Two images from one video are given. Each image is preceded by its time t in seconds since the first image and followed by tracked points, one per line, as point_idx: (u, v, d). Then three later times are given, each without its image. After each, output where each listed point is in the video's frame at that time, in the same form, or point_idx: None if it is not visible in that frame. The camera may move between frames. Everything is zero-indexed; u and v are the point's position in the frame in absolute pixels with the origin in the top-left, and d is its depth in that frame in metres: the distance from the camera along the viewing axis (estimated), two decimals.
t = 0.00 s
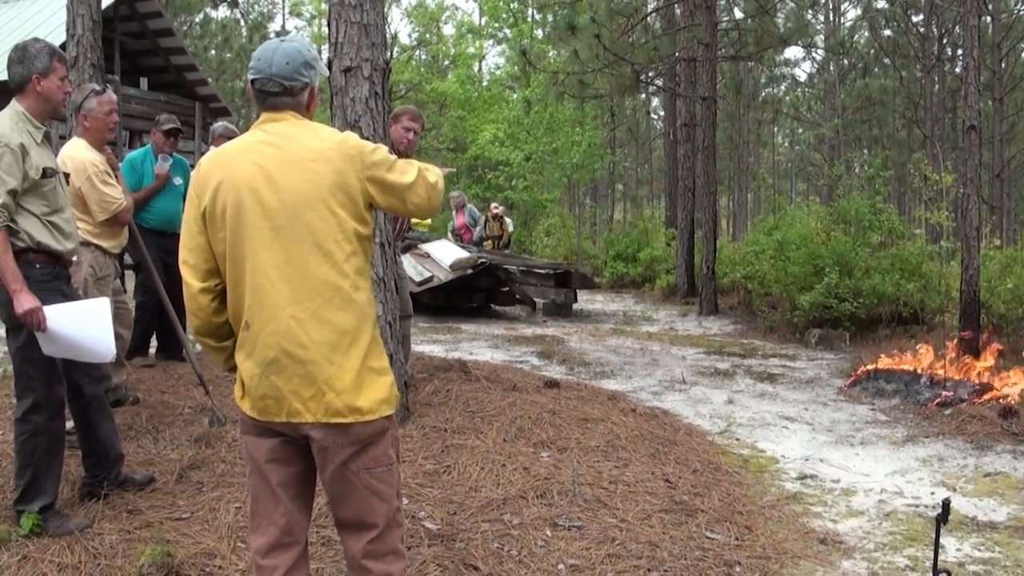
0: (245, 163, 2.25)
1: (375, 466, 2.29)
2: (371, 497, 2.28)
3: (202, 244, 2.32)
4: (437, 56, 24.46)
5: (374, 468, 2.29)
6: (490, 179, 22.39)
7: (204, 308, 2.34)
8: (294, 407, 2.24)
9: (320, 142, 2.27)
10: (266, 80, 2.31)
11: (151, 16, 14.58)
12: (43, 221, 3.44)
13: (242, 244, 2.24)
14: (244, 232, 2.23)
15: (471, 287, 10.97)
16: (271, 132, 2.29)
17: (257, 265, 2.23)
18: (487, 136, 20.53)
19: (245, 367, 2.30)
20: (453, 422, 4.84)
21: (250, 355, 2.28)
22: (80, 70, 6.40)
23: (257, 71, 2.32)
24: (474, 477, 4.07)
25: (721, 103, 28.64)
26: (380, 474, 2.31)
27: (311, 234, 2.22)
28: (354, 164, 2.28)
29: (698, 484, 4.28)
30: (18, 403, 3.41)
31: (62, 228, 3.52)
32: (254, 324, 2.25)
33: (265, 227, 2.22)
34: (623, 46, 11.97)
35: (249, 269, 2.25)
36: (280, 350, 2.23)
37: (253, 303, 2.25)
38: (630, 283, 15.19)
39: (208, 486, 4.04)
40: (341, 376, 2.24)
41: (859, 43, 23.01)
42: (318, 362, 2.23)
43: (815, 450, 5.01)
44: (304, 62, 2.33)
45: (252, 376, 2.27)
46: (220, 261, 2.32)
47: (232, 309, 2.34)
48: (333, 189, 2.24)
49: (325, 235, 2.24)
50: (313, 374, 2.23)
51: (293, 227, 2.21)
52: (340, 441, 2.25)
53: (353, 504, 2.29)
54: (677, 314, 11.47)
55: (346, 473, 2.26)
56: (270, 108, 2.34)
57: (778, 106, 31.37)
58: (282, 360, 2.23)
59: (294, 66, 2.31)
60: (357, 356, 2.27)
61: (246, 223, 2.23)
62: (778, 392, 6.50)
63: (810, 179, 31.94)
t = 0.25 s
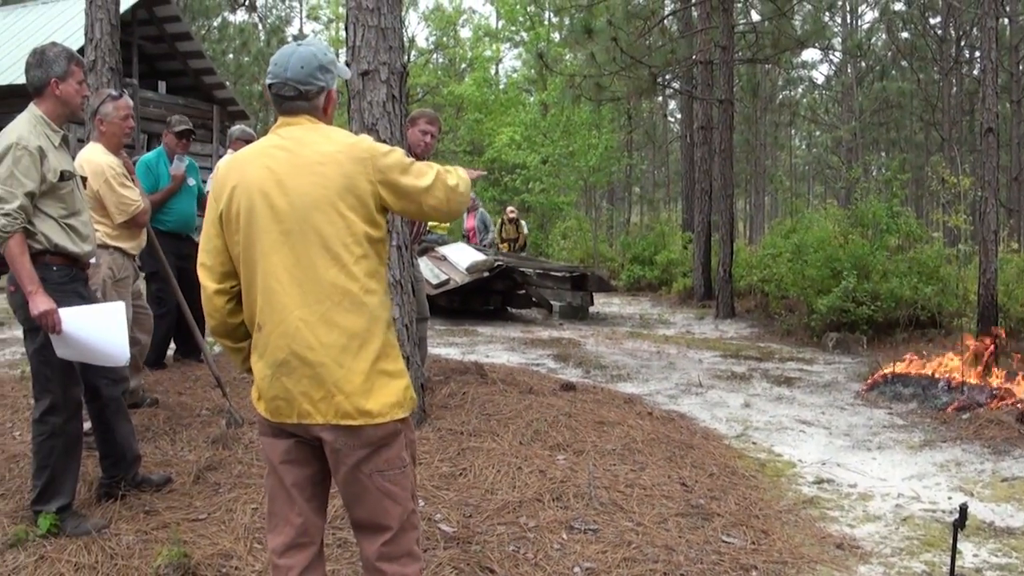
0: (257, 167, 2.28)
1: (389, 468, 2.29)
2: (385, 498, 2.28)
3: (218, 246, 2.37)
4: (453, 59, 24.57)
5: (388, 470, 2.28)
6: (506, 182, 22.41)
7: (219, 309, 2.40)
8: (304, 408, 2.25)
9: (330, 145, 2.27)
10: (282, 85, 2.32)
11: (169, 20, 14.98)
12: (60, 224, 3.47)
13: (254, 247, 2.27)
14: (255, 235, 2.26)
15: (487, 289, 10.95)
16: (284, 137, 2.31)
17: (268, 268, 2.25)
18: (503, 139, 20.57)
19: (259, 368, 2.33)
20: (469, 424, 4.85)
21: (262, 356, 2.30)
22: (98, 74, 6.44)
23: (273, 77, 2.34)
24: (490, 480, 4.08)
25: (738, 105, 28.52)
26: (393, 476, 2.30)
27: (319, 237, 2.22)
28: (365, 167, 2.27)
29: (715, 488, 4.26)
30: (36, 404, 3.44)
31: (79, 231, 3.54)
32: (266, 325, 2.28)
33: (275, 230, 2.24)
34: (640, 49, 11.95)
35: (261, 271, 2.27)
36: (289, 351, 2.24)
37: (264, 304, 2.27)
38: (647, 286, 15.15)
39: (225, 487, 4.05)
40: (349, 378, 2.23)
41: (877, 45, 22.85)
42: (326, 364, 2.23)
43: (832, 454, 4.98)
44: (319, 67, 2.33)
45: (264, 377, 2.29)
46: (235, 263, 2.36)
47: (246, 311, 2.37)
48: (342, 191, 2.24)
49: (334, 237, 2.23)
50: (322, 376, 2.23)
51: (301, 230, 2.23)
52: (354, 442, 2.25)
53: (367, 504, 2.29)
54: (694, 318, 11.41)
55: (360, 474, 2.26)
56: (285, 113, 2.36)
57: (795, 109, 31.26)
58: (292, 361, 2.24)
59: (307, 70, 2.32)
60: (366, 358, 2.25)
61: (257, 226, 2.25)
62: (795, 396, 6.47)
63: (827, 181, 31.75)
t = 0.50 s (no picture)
0: (272, 167, 2.30)
1: (409, 462, 2.33)
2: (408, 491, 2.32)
3: (234, 245, 2.40)
4: (468, 62, 24.65)
5: (409, 464, 2.32)
6: (519, 185, 22.43)
7: (236, 308, 2.43)
8: (312, 407, 2.25)
9: (345, 146, 2.29)
10: (309, 88, 2.34)
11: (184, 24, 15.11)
12: (75, 226, 3.49)
13: (266, 247, 2.29)
14: (267, 235, 2.28)
15: (501, 292, 10.94)
16: (301, 138, 2.33)
17: (279, 267, 2.26)
18: (517, 141, 20.61)
19: (271, 366, 2.34)
20: (482, 427, 4.85)
21: (274, 355, 2.31)
22: (114, 78, 6.50)
23: (295, 78, 2.36)
24: (504, 482, 4.08)
25: (753, 107, 28.46)
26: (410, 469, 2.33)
27: (331, 235, 2.23)
28: (379, 168, 2.29)
29: (729, 491, 4.25)
30: (51, 404, 3.46)
31: (94, 233, 3.57)
32: (277, 324, 2.28)
33: (288, 230, 2.26)
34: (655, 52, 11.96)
35: (273, 270, 2.28)
36: (299, 350, 2.25)
37: (275, 304, 2.28)
38: (661, 289, 15.12)
39: (240, 488, 4.07)
40: (358, 378, 2.24)
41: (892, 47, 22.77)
42: (336, 363, 2.23)
43: (847, 458, 4.95)
44: (341, 70, 2.35)
45: (274, 375, 2.30)
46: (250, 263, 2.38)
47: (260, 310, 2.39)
48: (354, 192, 2.25)
49: (345, 237, 2.24)
50: (332, 375, 2.23)
51: (313, 229, 2.24)
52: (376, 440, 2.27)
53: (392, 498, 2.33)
54: (708, 321, 11.37)
55: (382, 471, 2.29)
56: (304, 114, 2.38)
57: (809, 111, 31.19)
58: (302, 360, 2.25)
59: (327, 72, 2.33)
60: (376, 358, 2.25)
61: (269, 225, 2.27)
62: (810, 399, 6.45)
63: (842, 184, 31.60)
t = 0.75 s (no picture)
0: (317, 165, 2.30)
1: (442, 461, 2.34)
2: (441, 491, 2.35)
3: (269, 242, 2.39)
4: (480, 65, 24.72)
5: (443, 464, 2.34)
6: (531, 187, 22.45)
7: (267, 304, 2.41)
8: (349, 406, 2.25)
9: (391, 149, 2.32)
10: (371, 95, 2.37)
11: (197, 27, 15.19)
12: (89, 229, 3.51)
13: (307, 244, 2.29)
14: (309, 232, 2.28)
15: (512, 294, 10.95)
16: (345, 137, 2.34)
17: (320, 265, 2.26)
18: (529, 144, 20.65)
19: (303, 365, 2.32)
20: (494, 429, 4.85)
21: (309, 353, 2.30)
22: (128, 80, 6.54)
23: (344, 80, 2.38)
24: (515, 485, 4.07)
25: (764, 109, 28.40)
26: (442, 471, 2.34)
27: (378, 237, 2.26)
28: (423, 172, 2.33)
29: (741, 494, 4.24)
30: (64, 405, 3.48)
31: (107, 235, 3.59)
32: (316, 323, 2.28)
33: (332, 228, 2.26)
34: (667, 54, 11.95)
35: (314, 268, 2.28)
36: (339, 348, 2.25)
37: (314, 301, 2.28)
38: (673, 291, 15.12)
39: (251, 489, 4.08)
40: (398, 377, 2.25)
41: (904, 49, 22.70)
42: (376, 363, 2.24)
43: (859, 462, 4.93)
44: (389, 75, 2.39)
45: (310, 373, 2.30)
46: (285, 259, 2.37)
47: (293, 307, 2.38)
48: (402, 196, 2.29)
49: (391, 239, 2.27)
50: (372, 375, 2.24)
51: (359, 229, 2.25)
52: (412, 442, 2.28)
53: (424, 498, 2.34)
54: (720, 323, 11.34)
55: (417, 472, 2.30)
56: (347, 115, 2.40)
57: (822, 114, 31.14)
58: (341, 358, 2.25)
59: (376, 77, 2.37)
60: (414, 359, 2.28)
61: (312, 223, 2.27)
62: (822, 402, 6.42)
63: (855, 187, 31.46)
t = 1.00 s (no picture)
0: (374, 167, 2.35)
1: (482, 448, 2.49)
2: (480, 482, 2.49)
3: (318, 241, 2.39)
4: (489, 67, 24.74)
5: (482, 449, 2.49)
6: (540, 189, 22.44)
7: (318, 303, 2.39)
8: (414, 403, 2.36)
9: (442, 152, 2.43)
10: (419, 96, 2.43)
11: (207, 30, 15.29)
12: (100, 231, 3.53)
13: (368, 246, 2.34)
14: (371, 234, 2.34)
15: (520, 297, 11.02)
16: (395, 139, 2.40)
17: (383, 267, 2.34)
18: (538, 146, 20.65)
19: (360, 365, 2.37)
20: (504, 432, 4.85)
21: (369, 353, 2.37)
22: (137, 83, 6.56)
23: (390, 78, 2.42)
24: (524, 487, 4.07)
25: (774, 112, 28.34)
26: (482, 457, 2.49)
27: (438, 239, 2.38)
28: (472, 175, 2.47)
29: (749, 497, 4.22)
30: (75, 407, 3.49)
31: (119, 237, 3.60)
32: (377, 322, 2.36)
33: (394, 231, 2.34)
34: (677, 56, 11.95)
35: (374, 269, 2.35)
36: (404, 347, 2.35)
37: (376, 302, 2.35)
38: (682, 294, 15.09)
39: (260, 491, 4.08)
40: (457, 373, 2.40)
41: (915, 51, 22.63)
42: (438, 360, 2.37)
43: (869, 465, 4.90)
44: (432, 78, 2.47)
45: (372, 373, 2.36)
46: (337, 258, 2.39)
47: (345, 307, 2.41)
48: (457, 200, 2.42)
49: (448, 242, 2.40)
50: (434, 371, 2.37)
51: (421, 233, 2.36)
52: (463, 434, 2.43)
53: (461, 488, 2.47)
54: (729, 326, 11.30)
55: (464, 457, 2.44)
56: (393, 115, 2.45)
57: (831, 116, 31.03)
58: (405, 357, 2.35)
59: (422, 78, 2.43)
60: (469, 354, 2.44)
61: (374, 225, 2.34)
62: (832, 405, 6.40)
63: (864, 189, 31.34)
